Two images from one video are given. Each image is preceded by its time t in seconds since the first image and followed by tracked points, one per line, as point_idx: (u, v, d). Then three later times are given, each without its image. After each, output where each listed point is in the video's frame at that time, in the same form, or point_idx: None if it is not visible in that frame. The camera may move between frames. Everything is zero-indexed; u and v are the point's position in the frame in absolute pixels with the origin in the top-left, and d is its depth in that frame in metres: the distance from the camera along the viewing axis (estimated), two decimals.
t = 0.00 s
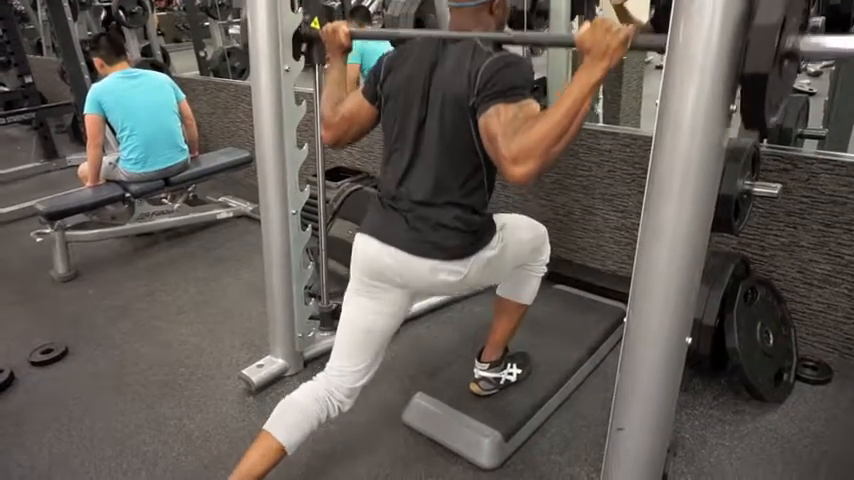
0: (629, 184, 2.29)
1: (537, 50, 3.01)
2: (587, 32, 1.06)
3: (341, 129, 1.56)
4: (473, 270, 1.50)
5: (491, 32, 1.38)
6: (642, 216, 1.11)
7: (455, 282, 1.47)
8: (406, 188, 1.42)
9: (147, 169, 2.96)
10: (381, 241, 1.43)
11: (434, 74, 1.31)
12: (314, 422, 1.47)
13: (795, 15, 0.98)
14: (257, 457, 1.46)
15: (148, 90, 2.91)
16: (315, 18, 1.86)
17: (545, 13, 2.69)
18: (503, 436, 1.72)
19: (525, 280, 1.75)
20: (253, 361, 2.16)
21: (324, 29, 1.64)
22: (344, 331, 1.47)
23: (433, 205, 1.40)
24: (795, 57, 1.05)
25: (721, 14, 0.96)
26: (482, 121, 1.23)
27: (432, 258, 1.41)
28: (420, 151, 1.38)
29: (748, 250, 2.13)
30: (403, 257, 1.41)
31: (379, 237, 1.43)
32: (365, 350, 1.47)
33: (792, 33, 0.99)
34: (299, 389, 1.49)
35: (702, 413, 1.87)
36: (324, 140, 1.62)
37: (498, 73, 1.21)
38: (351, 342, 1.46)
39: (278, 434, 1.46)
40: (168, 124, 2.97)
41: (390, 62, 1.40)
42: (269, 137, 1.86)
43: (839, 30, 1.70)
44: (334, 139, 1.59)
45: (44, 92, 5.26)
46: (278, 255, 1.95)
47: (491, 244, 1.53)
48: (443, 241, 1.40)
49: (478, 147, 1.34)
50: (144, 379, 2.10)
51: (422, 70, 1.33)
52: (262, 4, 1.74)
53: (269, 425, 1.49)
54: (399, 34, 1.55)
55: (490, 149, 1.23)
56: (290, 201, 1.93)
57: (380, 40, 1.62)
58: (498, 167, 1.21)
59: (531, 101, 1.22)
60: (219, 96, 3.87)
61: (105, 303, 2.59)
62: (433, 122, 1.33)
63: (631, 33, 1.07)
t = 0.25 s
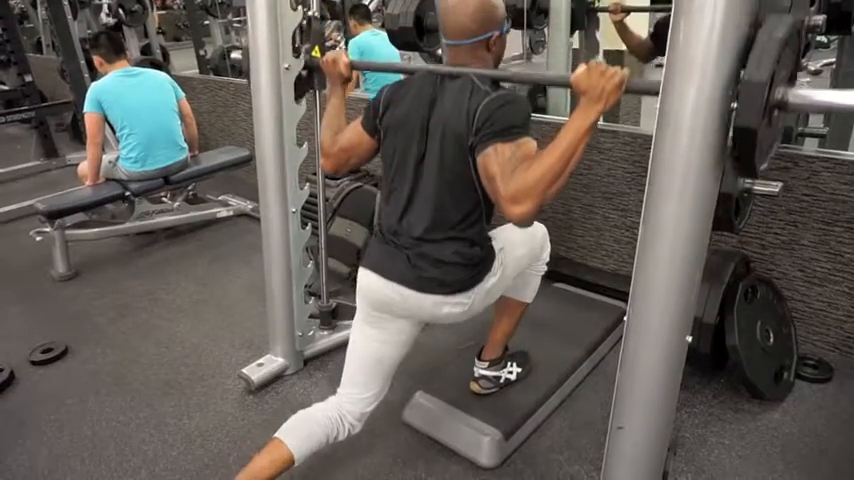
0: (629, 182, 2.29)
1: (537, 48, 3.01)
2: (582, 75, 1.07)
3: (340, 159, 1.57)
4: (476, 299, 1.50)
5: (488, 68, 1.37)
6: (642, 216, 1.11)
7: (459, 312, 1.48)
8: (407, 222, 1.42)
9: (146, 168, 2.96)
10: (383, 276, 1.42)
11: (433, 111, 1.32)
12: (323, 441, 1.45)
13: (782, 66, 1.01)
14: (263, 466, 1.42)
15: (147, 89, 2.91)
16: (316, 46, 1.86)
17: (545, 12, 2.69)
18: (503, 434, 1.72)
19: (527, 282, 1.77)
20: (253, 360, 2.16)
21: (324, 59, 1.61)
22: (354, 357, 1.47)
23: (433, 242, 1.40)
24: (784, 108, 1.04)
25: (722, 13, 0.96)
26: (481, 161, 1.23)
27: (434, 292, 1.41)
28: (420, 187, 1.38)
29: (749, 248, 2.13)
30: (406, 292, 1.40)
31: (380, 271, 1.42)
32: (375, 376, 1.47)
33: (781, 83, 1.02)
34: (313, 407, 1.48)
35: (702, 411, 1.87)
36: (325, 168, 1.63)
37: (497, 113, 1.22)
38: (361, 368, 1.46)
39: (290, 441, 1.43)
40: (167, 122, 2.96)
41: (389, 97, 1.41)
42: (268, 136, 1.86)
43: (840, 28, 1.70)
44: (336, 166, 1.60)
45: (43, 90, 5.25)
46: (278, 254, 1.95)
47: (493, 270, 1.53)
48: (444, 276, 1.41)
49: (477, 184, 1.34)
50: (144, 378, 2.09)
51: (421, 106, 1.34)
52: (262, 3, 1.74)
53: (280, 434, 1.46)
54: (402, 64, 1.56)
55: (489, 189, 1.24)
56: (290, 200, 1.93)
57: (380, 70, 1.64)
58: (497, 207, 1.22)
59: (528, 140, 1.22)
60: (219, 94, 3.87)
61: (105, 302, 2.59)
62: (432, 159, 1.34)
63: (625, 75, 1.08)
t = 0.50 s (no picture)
0: (626, 181, 2.29)
1: (535, 47, 3.00)
2: (576, 106, 1.09)
3: (338, 182, 1.56)
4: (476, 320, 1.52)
5: (483, 93, 1.39)
6: (639, 216, 1.11)
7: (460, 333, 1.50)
8: (406, 247, 1.44)
9: (142, 165, 2.95)
10: (384, 300, 1.43)
11: (430, 136, 1.34)
12: (325, 454, 1.43)
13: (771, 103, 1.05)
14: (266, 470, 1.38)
15: (144, 86, 2.90)
16: (314, 66, 1.86)
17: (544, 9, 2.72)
18: (499, 433, 1.72)
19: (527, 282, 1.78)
20: (249, 359, 2.15)
21: (321, 82, 1.64)
22: (360, 373, 1.46)
23: (431, 266, 1.41)
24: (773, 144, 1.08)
25: (719, 11, 0.96)
26: (477, 189, 1.25)
27: (435, 316, 1.42)
28: (419, 211, 1.40)
29: (745, 247, 2.13)
30: (407, 316, 1.41)
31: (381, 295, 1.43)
32: (379, 393, 1.47)
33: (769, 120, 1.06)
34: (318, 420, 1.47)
35: (698, 410, 1.87)
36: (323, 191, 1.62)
37: (493, 141, 1.24)
38: (365, 385, 1.46)
39: (295, 445, 1.41)
40: (163, 120, 2.96)
41: (387, 122, 1.43)
42: (265, 134, 1.85)
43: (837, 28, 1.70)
44: (334, 189, 1.58)
45: (39, 87, 5.24)
46: (275, 252, 1.95)
47: (492, 287, 1.55)
48: (443, 300, 1.42)
49: (475, 209, 1.36)
50: (139, 376, 2.09)
51: (419, 131, 1.36)
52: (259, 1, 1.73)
53: (286, 439, 1.43)
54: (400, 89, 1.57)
55: (486, 216, 1.25)
56: (287, 198, 1.92)
57: (378, 93, 1.64)
58: (494, 233, 1.24)
59: (524, 167, 1.24)
60: (216, 92, 3.86)
61: (101, 300, 2.58)
62: (431, 184, 1.36)
63: (618, 107, 1.10)
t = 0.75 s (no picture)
0: (617, 181, 2.30)
1: (527, 46, 3.00)
2: (566, 121, 1.08)
3: (332, 193, 1.55)
4: (470, 329, 1.53)
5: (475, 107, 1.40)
6: (631, 217, 1.11)
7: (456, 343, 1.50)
8: (400, 260, 1.43)
9: (134, 165, 2.94)
10: (379, 313, 1.43)
11: (422, 149, 1.34)
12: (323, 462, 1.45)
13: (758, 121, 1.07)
14: (266, 473, 1.37)
15: (135, 86, 2.88)
16: (306, 77, 1.87)
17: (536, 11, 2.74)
18: (492, 433, 1.72)
19: (522, 281, 1.78)
20: (242, 360, 2.15)
21: (313, 91, 1.61)
22: (357, 384, 1.48)
23: (425, 279, 1.41)
24: (760, 160, 1.10)
25: (710, 12, 0.96)
26: (470, 202, 1.25)
27: (430, 327, 1.43)
28: (412, 223, 1.40)
29: (736, 247, 2.14)
30: (402, 328, 1.42)
31: (376, 307, 1.43)
32: (376, 405, 1.49)
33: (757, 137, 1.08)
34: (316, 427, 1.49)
35: (690, 409, 1.88)
36: (316, 201, 1.61)
37: (484, 155, 1.25)
38: (362, 397, 1.47)
39: (294, 450, 1.42)
40: (155, 120, 2.94)
41: (379, 134, 1.43)
42: (257, 135, 1.85)
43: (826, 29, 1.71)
44: (327, 199, 1.57)
45: (29, 87, 5.20)
46: (268, 253, 1.95)
47: (488, 295, 1.56)
48: (437, 312, 1.42)
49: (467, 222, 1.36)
50: (131, 378, 2.08)
51: (411, 143, 1.36)
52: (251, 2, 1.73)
53: (284, 444, 1.43)
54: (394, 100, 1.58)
55: (479, 230, 1.25)
56: (279, 198, 1.92)
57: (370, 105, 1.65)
58: (487, 247, 1.24)
59: (516, 180, 1.25)
60: (208, 92, 3.85)
61: (92, 301, 2.57)
62: (424, 196, 1.36)
63: (609, 121, 1.09)
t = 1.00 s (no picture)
0: (612, 184, 2.30)
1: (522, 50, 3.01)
2: (561, 114, 1.08)
3: (327, 187, 1.56)
4: (458, 324, 1.52)
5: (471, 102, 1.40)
6: (625, 220, 1.11)
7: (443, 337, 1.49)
8: (389, 251, 1.43)
9: (127, 169, 2.93)
10: (367, 303, 1.42)
11: (416, 144, 1.35)
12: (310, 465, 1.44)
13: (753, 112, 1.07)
14: None
15: (128, 89, 2.87)
16: (301, 73, 1.88)
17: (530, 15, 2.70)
18: (487, 437, 1.72)
19: (517, 286, 1.79)
20: (236, 364, 2.14)
21: (308, 87, 1.64)
22: (345, 381, 1.46)
23: (414, 271, 1.41)
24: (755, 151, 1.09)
25: (703, 18, 0.97)
26: (464, 195, 1.26)
27: (417, 319, 1.42)
28: (403, 216, 1.40)
29: (730, 250, 2.14)
30: (390, 319, 1.41)
31: (365, 299, 1.43)
32: (366, 402, 1.47)
33: (751, 129, 1.08)
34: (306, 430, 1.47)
35: (685, 413, 1.88)
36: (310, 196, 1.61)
37: (478, 150, 1.26)
38: (351, 396, 1.46)
39: (280, 455, 1.40)
40: (148, 123, 2.94)
41: (372, 127, 1.44)
42: (252, 139, 1.84)
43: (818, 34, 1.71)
44: (321, 193, 1.57)
45: (23, 90, 5.18)
46: (262, 257, 1.94)
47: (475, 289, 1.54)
48: (425, 304, 1.42)
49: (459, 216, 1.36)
50: (124, 383, 2.07)
51: (405, 137, 1.37)
52: (245, 5, 1.73)
53: (270, 450, 1.42)
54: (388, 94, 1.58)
55: (474, 223, 1.26)
56: (273, 202, 1.91)
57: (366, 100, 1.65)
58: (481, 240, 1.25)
59: (511, 173, 1.26)
60: (203, 95, 3.84)
61: (85, 305, 2.56)
62: (415, 190, 1.36)
63: (605, 114, 1.09)
